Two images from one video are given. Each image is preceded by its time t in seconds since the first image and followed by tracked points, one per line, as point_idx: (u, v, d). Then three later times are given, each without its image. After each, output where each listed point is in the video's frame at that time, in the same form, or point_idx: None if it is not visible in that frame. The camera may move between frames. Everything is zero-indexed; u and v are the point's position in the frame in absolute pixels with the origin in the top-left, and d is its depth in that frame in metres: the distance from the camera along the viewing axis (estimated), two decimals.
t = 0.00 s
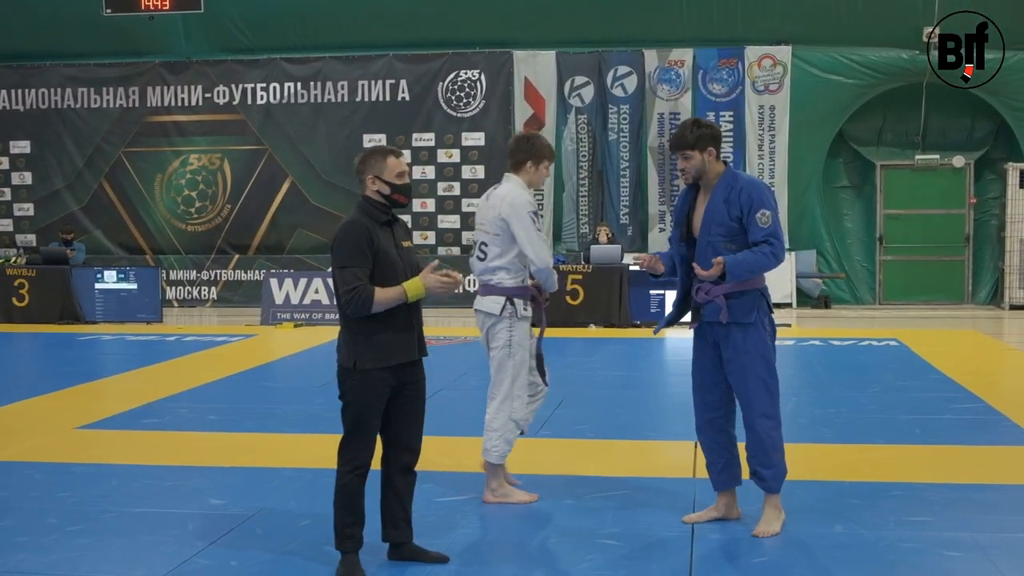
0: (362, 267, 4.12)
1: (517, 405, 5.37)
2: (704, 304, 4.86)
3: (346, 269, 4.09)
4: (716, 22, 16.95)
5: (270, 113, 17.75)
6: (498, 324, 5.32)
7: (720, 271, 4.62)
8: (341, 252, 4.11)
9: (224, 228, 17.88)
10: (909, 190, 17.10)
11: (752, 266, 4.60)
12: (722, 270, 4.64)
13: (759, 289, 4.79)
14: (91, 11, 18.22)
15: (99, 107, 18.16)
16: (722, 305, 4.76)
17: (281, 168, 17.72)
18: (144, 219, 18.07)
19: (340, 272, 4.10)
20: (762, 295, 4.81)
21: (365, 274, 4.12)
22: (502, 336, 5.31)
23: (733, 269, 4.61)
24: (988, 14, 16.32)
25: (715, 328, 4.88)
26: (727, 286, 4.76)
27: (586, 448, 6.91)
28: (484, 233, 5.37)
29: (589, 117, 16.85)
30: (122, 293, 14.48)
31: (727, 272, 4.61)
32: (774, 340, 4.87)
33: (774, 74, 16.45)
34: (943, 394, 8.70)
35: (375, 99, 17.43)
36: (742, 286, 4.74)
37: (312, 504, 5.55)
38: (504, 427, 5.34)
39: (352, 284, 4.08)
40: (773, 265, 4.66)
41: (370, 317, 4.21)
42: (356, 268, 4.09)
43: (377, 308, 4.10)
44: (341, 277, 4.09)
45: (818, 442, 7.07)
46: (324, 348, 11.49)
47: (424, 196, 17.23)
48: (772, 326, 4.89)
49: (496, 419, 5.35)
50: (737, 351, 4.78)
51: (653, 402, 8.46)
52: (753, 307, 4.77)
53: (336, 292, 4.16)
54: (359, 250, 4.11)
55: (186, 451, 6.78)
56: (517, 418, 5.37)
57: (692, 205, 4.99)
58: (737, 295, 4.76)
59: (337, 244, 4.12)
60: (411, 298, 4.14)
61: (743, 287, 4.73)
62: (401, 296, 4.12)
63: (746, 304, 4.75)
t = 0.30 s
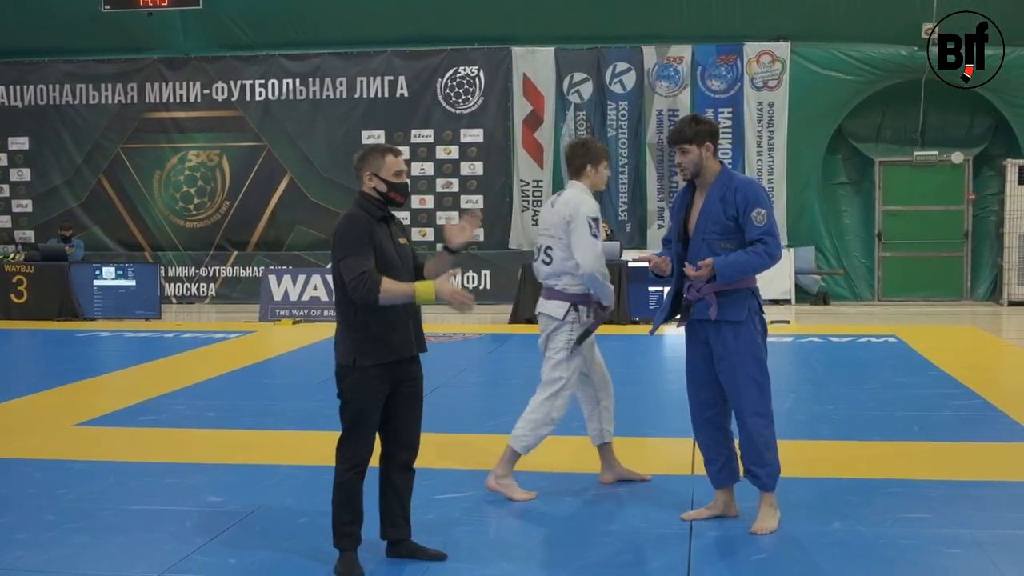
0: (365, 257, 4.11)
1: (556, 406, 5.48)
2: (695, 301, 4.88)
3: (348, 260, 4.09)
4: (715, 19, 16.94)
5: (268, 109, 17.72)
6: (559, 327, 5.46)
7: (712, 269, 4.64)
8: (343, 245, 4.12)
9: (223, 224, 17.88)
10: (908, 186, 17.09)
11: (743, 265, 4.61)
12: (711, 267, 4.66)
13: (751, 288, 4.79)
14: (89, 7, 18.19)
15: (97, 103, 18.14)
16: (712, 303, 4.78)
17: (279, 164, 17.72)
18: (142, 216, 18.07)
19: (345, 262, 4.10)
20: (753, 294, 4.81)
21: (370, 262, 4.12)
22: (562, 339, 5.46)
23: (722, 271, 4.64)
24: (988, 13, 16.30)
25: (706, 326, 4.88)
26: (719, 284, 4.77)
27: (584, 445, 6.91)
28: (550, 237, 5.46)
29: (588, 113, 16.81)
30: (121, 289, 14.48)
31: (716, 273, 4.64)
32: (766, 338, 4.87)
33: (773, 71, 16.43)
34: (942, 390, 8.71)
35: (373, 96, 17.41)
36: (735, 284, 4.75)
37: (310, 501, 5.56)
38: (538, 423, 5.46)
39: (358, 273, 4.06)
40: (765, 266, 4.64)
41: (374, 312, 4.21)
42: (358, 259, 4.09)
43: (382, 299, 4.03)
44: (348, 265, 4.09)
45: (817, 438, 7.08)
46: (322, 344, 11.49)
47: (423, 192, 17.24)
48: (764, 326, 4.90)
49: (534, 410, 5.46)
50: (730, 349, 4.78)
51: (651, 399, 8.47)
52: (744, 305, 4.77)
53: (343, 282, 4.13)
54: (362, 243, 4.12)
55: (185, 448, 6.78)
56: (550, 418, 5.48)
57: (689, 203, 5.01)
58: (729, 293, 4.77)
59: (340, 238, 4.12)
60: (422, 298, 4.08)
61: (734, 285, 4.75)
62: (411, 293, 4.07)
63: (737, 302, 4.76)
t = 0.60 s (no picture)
0: (377, 234, 4.13)
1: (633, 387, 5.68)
2: (694, 299, 4.87)
3: (364, 239, 4.09)
4: (714, 16, 16.94)
5: (266, 106, 17.71)
6: (619, 316, 5.57)
7: (711, 265, 4.64)
8: (352, 231, 4.14)
9: (220, 221, 17.87)
10: (906, 183, 17.10)
11: (741, 262, 4.61)
12: (709, 267, 4.66)
13: (749, 285, 4.81)
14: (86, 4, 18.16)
15: (94, 100, 18.12)
16: (712, 299, 4.78)
17: (277, 161, 17.71)
18: (140, 213, 18.06)
19: (360, 242, 4.09)
20: (751, 290, 4.83)
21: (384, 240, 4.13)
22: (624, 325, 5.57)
23: (720, 270, 4.63)
24: (987, 14, 16.34)
25: (703, 323, 4.88)
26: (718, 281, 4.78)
27: (582, 442, 6.91)
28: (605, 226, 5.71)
29: (585, 110, 16.79)
30: (118, 287, 14.48)
31: (714, 273, 4.63)
32: (761, 334, 4.88)
33: (771, 68, 16.43)
34: (939, 388, 8.72)
35: (371, 93, 17.40)
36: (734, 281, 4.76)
37: (307, 498, 5.56)
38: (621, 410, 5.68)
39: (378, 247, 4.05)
40: (762, 263, 4.66)
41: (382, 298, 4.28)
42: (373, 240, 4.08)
43: (414, 255, 4.03)
44: (364, 244, 4.08)
45: (814, 435, 7.08)
46: (320, 342, 11.47)
47: (420, 189, 17.23)
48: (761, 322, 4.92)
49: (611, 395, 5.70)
50: (726, 345, 4.78)
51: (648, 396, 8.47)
52: (741, 301, 4.79)
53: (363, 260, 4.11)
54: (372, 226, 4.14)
55: (182, 445, 6.78)
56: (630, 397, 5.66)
57: (683, 200, 5.00)
58: (727, 289, 4.78)
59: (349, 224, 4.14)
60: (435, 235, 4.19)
61: (733, 282, 4.76)
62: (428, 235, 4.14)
63: (736, 298, 4.78)
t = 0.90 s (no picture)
0: (378, 246, 4.11)
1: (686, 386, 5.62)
2: (695, 298, 4.85)
3: (363, 252, 4.09)
4: (713, 14, 16.93)
5: (265, 104, 17.70)
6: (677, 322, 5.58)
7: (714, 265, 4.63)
8: (355, 237, 4.11)
9: (219, 219, 17.86)
10: (905, 181, 17.11)
11: (742, 261, 4.61)
12: (712, 267, 4.65)
13: (749, 283, 4.82)
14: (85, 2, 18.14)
15: (93, 97, 18.11)
16: (713, 298, 4.78)
17: (276, 159, 17.70)
18: (139, 210, 18.05)
19: (358, 254, 4.09)
20: (751, 288, 4.84)
21: (384, 255, 4.12)
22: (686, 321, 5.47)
23: (723, 270, 4.62)
24: (987, 13, 16.35)
25: (704, 322, 4.88)
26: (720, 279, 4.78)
27: (582, 440, 6.92)
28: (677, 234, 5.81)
29: (585, 108, 16.81)
30: (117, 284, 14.49)
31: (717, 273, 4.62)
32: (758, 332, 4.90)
33: (770, 66, 16.44)
34: (938, 386, 8.73)
35: (370, 91, 17.40)
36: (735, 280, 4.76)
37: (306, 496, 5.58)
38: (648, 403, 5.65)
39: (374, 266, 4.07)
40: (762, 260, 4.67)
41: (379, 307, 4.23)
42: (374, 251, 4.08)
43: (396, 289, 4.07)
44: (360, 259, 4.08)
45: (813, 433, 7.09)
46: (319, 340, 11.46)
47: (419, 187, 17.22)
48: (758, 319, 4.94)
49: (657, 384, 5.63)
50: (724, 343, 4.78)
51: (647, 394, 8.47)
52: (740, 299, 4.79)
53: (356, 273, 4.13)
54: (375, 234, 4.11)
55: (182, 443, 6.79)
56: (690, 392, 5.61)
57: (680, 199, 4.99)
58: (728, 288, 4.78)
59: (352, 230, 4.11)
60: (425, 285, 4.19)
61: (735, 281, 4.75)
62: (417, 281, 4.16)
63: (737, 296, 4.78)
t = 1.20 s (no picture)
0: (379, 252, 4.11)
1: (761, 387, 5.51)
2: (691, 300, 4.86)
3: (363, 257, 4.09)
4: (711, 13, 16.95)
5: (263, 103, 17.69)
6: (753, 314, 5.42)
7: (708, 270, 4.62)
8: (357, 241, 4.10)
9: (217, 218, 17.85)
10: (903, 179, 17.12)
11: (736, 266, 4.60)
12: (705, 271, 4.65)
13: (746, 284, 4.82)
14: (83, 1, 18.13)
15: (91, 96, 18.09)
16: (710, 300, 4.79)
17: (274, 157, 17.69)
18: (137, 209, 18.05)
19: (357, 258, 4.10)
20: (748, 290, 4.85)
21: (384, 261, 4.12)
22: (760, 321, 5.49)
23: (717, 275, 4.62)
24: (987, 14, 16.37)
25: (701, 324, 4.88)
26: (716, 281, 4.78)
27: (580, 440, 6.91)
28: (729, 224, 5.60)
29: (582, 107, 16.83)
30: (115, 283, 14.50)
31: (710, 278, 4.62)
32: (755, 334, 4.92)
33: (767, 65, 16.44)
34: (936, 384, 8.74)
35: (368, 89, 17.40)
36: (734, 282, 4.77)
37: (305, 495, 5.58)
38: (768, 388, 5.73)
39: (374, 272, 4.08)
40: (757, 263, 4.66)
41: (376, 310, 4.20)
42: (373, 255, 4.09)
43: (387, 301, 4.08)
44: (360, 264, 4.09)
45: (812, 432, 7.09)
46: (318, 339, 11.44)
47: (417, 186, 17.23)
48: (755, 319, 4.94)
49: (763, 381, 5.62)
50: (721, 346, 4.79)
51: (644, 393, 8.48)
52: (738, 301, 4.80)
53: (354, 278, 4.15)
54: (377, 239, 4.11)
55: (180, 442, 6.79)
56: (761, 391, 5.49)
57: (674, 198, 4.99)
58: (725, 290, 4.79)
59: (354, 233, 4.11)
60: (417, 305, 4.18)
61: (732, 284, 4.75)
62: (410, 300, 4.15)
63: (732, 298, 4.79)
